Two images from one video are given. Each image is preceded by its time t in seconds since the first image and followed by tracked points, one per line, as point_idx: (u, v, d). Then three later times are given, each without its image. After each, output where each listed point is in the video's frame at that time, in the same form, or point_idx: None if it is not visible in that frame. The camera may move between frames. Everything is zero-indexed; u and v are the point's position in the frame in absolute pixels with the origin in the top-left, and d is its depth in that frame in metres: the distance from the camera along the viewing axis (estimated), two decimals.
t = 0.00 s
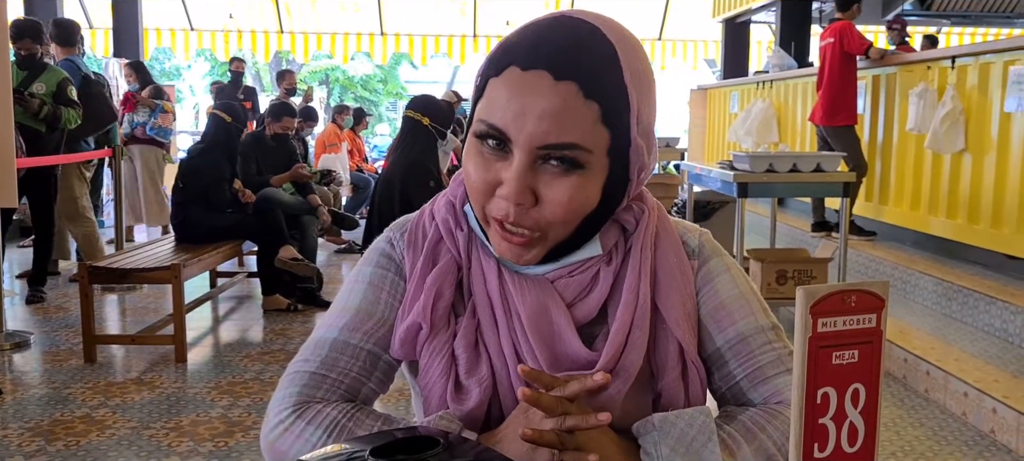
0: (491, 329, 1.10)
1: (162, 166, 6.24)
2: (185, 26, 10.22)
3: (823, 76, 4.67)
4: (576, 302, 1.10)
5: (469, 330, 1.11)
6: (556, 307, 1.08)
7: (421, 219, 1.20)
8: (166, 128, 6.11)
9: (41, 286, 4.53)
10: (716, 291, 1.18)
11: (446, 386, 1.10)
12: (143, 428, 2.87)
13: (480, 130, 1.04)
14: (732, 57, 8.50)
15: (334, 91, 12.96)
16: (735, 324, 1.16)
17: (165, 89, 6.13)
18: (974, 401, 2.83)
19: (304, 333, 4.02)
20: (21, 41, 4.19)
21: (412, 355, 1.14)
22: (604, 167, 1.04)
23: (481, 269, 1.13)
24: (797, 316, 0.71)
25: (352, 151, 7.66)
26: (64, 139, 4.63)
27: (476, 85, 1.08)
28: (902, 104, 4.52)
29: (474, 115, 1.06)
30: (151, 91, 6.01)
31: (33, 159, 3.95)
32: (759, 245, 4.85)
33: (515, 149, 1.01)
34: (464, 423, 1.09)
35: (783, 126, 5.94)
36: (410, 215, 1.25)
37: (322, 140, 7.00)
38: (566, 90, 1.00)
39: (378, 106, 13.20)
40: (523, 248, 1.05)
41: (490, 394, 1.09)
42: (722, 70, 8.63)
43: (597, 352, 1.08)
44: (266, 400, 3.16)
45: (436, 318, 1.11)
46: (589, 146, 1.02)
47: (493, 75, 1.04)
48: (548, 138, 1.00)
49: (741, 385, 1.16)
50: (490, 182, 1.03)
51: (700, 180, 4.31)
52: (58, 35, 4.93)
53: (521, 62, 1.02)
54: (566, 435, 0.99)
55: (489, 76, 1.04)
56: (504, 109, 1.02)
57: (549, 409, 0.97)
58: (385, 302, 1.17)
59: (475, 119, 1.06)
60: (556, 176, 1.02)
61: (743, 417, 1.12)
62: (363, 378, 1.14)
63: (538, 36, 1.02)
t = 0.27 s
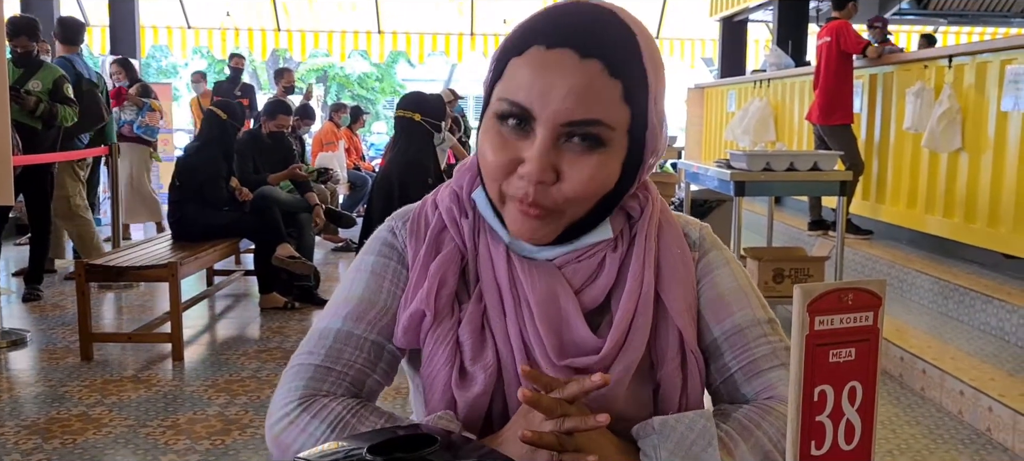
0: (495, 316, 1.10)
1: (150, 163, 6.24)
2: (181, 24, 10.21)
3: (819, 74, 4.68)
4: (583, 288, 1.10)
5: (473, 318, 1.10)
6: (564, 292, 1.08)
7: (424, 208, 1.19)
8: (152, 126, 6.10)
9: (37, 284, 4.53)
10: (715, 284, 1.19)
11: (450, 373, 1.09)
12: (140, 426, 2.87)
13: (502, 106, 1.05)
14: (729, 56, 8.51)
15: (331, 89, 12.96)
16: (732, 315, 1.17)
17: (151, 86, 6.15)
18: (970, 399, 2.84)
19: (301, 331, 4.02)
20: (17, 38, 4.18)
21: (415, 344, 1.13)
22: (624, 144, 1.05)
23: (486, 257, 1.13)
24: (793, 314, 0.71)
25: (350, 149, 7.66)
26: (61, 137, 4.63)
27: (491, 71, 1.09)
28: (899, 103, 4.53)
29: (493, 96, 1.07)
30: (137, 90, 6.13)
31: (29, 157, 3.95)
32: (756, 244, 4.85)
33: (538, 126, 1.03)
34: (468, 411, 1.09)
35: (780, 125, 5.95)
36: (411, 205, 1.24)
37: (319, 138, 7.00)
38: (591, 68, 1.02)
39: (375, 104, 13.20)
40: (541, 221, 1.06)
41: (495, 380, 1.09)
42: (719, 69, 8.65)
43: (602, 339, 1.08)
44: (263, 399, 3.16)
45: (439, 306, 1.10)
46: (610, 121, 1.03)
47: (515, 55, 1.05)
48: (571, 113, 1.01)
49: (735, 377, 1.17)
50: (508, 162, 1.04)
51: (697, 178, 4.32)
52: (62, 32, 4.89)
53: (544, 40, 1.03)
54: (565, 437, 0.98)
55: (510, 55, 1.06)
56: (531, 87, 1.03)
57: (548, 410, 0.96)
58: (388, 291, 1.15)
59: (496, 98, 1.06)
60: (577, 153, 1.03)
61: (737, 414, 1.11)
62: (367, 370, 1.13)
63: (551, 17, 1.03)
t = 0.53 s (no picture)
0: (496, 254, 1.13)
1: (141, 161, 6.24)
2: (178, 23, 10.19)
3: (816, 71, 4.68)
4: (582, 233, 1.16)
5: (474, 258, 1.13)
6: (565, 235, 1.13)
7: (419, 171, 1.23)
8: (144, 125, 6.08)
9: (34, 283, 4.52)
10: (702, 245, 1.22)
11: (453, 307, 1.10)
12: (137, 425, 2.87)
13: (526, 49, 1.11)
14: (727, 55, 8.51)
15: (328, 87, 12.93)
16: (718, 278, 1.19)
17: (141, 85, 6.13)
18: (966, 398, 2.85)
19: (299, 330, 4.03)
20: (13, 37, 4.16)
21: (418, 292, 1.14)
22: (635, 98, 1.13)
23: (485, 206, 1.16)
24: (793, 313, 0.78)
25: (347, 147, 7.65)
26: (58, 135, 4.62)
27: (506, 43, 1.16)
28: (896, 102, 4.54)
29: (516, 45, 1.13)
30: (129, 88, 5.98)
31: (26, 155, 3.94)
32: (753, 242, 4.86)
33: (564, 66, 1.09)
34: (473, 344, 1.09)
35: (778, 124, 5.95)
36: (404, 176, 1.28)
37: (317, 136, 6.99)
38: (611, 19, 1.10)
39: (372, 103, 13.18)
40: (555, 172, 1.12)
41: (497, 313, 1.11)
42: (716, 68, 8.64)
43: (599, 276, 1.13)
44: (261, 397, 3.16)
45: (439, 248, 1.12)
46: (630, 68, 1.11)
47: (542, 6, 1.12)
48: (596, 55, 1.09)
49: (711, 339, 1.18)
50: (531, 98, 1.10)
51: (694, 177, 4.32)
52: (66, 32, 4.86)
53: None
54: (562, 435, 0.98)
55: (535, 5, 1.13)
56: (559, 30, 1.09)
57: (546, 408, 0.97)
58: (390, 247, 1.17)
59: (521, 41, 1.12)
60: (597, 97, 1.10)
61: (710, 397, 1.12)
62: (384, 328, 1.15)
63: None
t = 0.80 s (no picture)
0: (489, 223, 1.15)
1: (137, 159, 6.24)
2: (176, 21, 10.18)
3: (812, 71, 4.69)
4: (573, 207, 1.17)
5: (468, 228, 1.14)
6: (554, 206, 1.15)
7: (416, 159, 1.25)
8: (139, 122, 6.06)
9: (32, 282, 4.52)
10: (678, 229, 1.24)
11: (450, 268, 1.11)
12: (134, 425, 2.87)
13: (526, 56, 1.12)
14: (724, 54, 8.52)
15: (326, 86, 12.92)
16: (687, 254, 1.21)
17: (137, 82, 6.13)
18: (963, 397, 2.85)
19: (296, 329, 4.03)
20: (9, 35, 4.15)
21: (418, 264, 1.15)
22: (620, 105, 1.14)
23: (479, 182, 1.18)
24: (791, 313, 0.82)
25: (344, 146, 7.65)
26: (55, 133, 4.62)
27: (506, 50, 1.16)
28: (893, 101, 4.54)
29: (515, 50, 1.14)
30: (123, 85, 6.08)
31: (23, 154, 3.93)
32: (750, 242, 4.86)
33: (558, 71, 1.11)
34: (467, 300, 1.11)
35: (775, 123, 5.96)
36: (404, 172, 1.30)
37: (314, 136, 6.98)
38: (607, 35, 1.11)
39: (370, 102, 13.16)
40: (547, 159, 1.13)
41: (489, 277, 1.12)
42: (713, 67, 8.65)
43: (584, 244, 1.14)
44: (258, 396, 3.15)
45: (438, 217, 1.13)
46: (618, 78, 1.13)
47: (545, 14, 1.12)
48: (588, 65, 1.10)
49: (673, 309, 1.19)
50: (527, 98, 1.12)
51: (692, 177, 4.32)
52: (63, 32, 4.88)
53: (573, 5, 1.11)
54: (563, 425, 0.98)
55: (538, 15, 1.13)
56: (559, 39, 1.10)
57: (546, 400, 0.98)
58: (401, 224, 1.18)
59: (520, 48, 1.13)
60: (588, 105, 1.12)
61: (674, 377, 1.11)
62: (403, 295, 1.15)
63: None
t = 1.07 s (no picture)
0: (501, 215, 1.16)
1: (137, 159, 6.25)
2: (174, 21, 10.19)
3: (808, 71, 4.72)
4: (580, 198, 1.19)
5: (478, 222, 1.17)
6: (562, 197, 1.17)
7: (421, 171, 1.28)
8: (137, 120, 6.06)
9: (32, 282, 4.53)
10: (674, 220, 1.27)
11: (463, 260, 1.13)
12: (135, 424, 2.88)
13: (526, 60, 1.15)
14: (722, 55, 8.54)
15: (324, 86, 12.94)
16: (678, 244, 1.24)
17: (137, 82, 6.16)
18: (959, 396, 2.87)
19: (295, 328, 4.05)
20: (9, 36, 4.16)
21: (433, 261, 1.17)
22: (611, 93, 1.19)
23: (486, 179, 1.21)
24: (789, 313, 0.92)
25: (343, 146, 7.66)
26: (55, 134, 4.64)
27: (490, 60, 1.19)
28: (889, 101, 4.56)
29: (508, 60, 1.17)
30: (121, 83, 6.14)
31: (23, 154, 3.95)
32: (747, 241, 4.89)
33: (561, 66, 1.15)
34: (481, 289, 1.13)
35: (772, 124, 5.98)
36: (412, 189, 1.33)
37: (313, 136, 7.00)
38: (587, 23, 1.16)
39: (367, 102, 13.17)
40: (574, 142, 1.17)
41: (504, 264, 1.14)
42: (711, 68, 8.67)
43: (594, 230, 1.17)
44: (258, 395, 3.17)
45: (447, 214, 1.16)
46: (607, 59, 1.18)
47: (528, 19, 1.16)
48: (585, 53, 1.15)
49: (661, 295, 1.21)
50: (540, 100, 1.15)
51: (689, 177, 4.34)
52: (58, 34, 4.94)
53: (549, 6, 1.17)
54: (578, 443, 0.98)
55: (522, 17, 1.17)
56: (554, 38, 1.15)
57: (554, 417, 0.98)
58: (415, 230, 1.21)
59: (514, 54, 1.16)
60: (590, 89, 1.16)
61: (664, 362, 1.13)
62: (422, 292, 1.18)
63: None
